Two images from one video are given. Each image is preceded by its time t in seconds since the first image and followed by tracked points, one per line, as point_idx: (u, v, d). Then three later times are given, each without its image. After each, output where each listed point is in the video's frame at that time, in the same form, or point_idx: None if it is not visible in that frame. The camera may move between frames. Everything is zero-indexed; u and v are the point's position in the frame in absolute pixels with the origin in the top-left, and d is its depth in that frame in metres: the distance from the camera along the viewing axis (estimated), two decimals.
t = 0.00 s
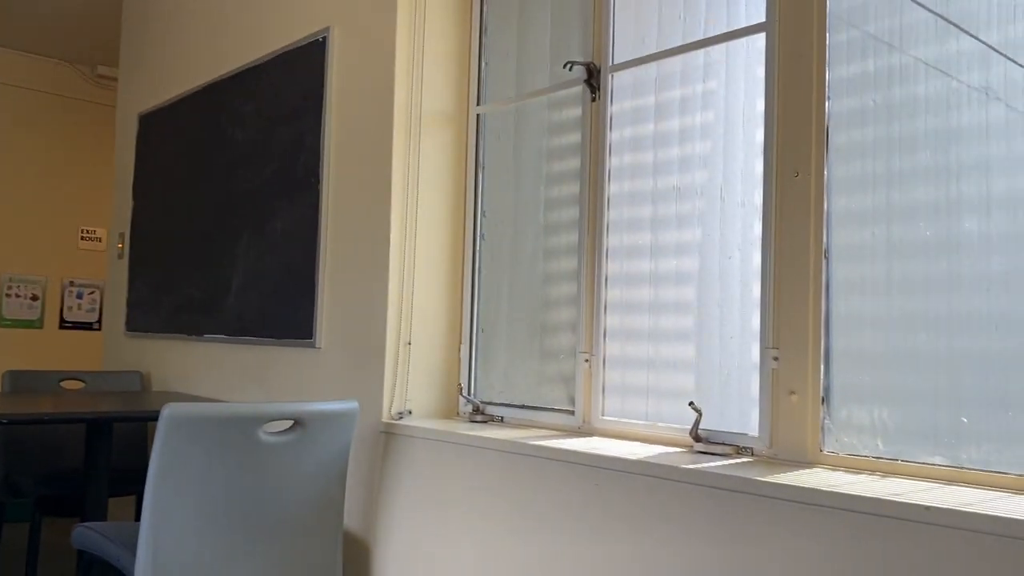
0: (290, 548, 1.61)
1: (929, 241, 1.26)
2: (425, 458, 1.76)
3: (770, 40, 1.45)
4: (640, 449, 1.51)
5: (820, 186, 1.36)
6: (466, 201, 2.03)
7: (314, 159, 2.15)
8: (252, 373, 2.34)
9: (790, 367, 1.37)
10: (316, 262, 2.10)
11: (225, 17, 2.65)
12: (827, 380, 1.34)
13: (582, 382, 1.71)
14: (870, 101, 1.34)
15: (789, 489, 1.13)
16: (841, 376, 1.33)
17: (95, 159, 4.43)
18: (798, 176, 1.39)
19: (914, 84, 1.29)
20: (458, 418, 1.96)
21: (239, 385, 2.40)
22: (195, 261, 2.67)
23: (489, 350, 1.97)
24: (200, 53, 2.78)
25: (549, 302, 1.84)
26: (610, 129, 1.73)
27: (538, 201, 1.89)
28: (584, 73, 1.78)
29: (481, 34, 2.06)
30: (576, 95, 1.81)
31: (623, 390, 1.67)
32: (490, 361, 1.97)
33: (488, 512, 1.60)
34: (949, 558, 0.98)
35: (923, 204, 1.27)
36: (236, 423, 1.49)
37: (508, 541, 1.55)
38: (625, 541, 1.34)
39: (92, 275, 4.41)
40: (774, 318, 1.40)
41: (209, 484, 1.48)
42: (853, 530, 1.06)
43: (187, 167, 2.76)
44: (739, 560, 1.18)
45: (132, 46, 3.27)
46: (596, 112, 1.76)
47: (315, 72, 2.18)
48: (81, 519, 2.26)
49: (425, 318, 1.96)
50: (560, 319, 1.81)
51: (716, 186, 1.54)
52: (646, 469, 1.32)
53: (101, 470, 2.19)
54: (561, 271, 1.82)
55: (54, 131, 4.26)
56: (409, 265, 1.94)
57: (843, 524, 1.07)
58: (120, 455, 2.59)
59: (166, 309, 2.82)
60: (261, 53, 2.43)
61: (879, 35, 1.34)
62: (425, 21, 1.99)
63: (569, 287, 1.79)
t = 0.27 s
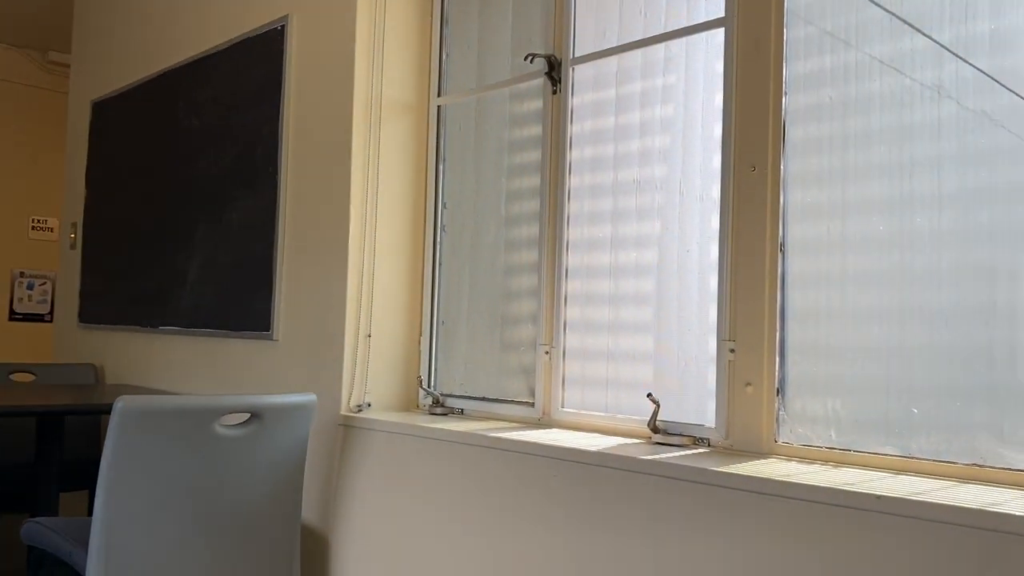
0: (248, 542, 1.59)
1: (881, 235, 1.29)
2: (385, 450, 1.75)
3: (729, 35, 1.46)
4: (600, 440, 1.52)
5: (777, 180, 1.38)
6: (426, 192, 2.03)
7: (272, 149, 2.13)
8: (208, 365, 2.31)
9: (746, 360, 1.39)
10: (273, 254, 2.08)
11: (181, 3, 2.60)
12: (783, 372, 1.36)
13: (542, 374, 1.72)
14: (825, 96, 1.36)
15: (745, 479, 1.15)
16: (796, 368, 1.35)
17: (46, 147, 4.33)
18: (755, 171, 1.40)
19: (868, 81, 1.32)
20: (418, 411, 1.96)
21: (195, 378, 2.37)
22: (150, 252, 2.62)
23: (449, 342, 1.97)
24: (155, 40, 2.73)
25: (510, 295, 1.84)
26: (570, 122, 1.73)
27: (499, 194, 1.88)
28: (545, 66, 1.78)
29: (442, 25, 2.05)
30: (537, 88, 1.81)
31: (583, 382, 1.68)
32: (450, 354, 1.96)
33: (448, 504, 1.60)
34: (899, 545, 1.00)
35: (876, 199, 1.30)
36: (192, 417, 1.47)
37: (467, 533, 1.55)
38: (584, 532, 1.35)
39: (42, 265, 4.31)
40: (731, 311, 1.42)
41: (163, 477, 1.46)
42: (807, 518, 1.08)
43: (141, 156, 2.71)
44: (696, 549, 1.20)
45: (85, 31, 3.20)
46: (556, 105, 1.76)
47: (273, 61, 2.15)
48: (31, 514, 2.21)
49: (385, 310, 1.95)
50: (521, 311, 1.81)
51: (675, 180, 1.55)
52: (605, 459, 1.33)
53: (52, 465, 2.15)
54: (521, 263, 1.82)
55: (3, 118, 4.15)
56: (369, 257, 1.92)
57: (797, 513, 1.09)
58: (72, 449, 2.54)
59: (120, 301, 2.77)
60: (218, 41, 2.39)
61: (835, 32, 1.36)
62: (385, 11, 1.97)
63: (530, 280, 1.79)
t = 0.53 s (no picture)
0: (205, 539, 1.57)
1: (839, 229, 1.30)
2: (346, 444, 1.74)
3: (691, 30, 1.46)
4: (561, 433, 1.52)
5: (738, 175, 1.39)
6: (389, 185, 2.01)
7: (231, 139, 2.10)
8: (166, 359, 2.27)
9: (706, 353, 1.40)
10: (233, 246, 2.05)
11: None
12: (742, 364, 1.38)
13: (505, 367, 1.72)
14: (786, 91, 1.37)
15: (705, 471, 1.16)
16: (755, 360, 1.36)
17: None
18: (716, 165, 1.41)
19: (827, 76, 1.33)
20: (380, 405, 1.95)
21: (151, 372, 2.33)
22: (106, 244, 2.57)
23: (412, 336, 1.96)
24: (111, 27, 2.67)
25: (473, 288, 1.83)
26: (534, 114, 1.73)
27: (462, 187, 1.88)
28: (509, 59, 1.78)
29: (405, 16, 2.03)
30: (501, 81, 1.81)
31: (545, 375, 1.68)
32: (413, 347, 1.95)
33: (409, 498, 1.59)
34: (856, 535, 1.01)
35: (835, 194, 1.31)
36: (148, 411, 1.45)
37: (429, 527, 1.54)
38: (545, 525, 1.35)
39: None
40: (692, 304, 1.42)
41: (118, 473, 1.43)
42: (766, 510, 1.09)
43: (97, 145, 2.66)
44: (656, 541, 1.20)
45: (38, 17, 3.12)
46: (520, 98, 1.75)
47: (232, 50, 2.11)
48: None
49: (346, 303, 1.93)
50: (484, 304, 1.80)
51: (637, 173, 1.55)
52: (567, 452, 1.33)
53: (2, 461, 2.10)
54: (484, 257, 1.81)
55: None
56: (329, 250, 1.90)
57: (756, 504, 1.10)
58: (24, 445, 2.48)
59: (75, 293, 2.71)
60: (176, 29, 2.35)
61: (794, 27, 1.37)
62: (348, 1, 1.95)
63: (493, 273, 1.79)
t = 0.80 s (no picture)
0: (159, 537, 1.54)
1: (798, 223, 1.31)
2: (304, 439, 1.71)
3: (652, 23, 1.46)
4: (523, 426, 1.51)
5: (698, 169, 1.39)
6: (349, 177, 1.99)
7: (187, 129, 2.05)
8: (119, 353, 2.22)
9: (667, 346, 1.40)
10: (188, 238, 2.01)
11: None
12: (703, 357, 1.38)
13: (466, 361, 1.71)
14: (746, 86, 1.38)
15: (665, 463, 1.16)
16: (715, 353, 1.37)
17: None
18: (677, 159, 1.41)
19: (787, 72, 1.34)
20: (340, 399, 1.93)
21: (104, 366, 2.27)
22: (58, 235, 2.51)
23: (372, 330, 1.94)
24: (63, 13, 2.60)
25: (434, 281, 1.82)
26: (496, 107, 1.72)
27: (423, 179, 1.86)
28: (470, 50, 1.76)
29: (365, 5, 2.01)
30: (462, 72, 1.79)
31: (507, 369, 1.67)
32: (373, 341, 1.94)
33: (369, 493, 1.57)
34: (814, 526, 1.02)
35: (794, 188, 1.32)
36: (100, 407, 1.41)
37: (389, 522, 1.53)
38: (506, 519, 1.34)
39: None
40: (653, 297, 1.42)
41: (69, 471, 1.39)
42: (726, 501, 1.09)
43: (49, 135, 2.59)
44: (617, 534, 1.20)
45: None
46: (481, 90, 1.74)
47: (187, 38, 2.07)
48: None
49: (305, 296, 1.91)
50: (445, 298, 1.79)
51: (600, 166, 1.55)
52: (529, 446, 1.33)
53: None
54: (446, 250, 1.80)
55: None
56: (287, 242, 1.87)
57: (716, 496, 1.10)
58: None
59: (26, 286, 2.65)
60: (130, 16, 2.29)
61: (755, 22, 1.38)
62: None
63: (455, 267, 1.77)
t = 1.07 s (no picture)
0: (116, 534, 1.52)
1: (757, 218, 1.33)
2: (264, 433, 1.70)
3: (614, 17, 1.47)
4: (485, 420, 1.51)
5: (659, 164, 1.40)
6: (309, 169, 1.97)
7: (144, 120, 2.02)
8: (73, 348, 2.18)
9: (628, 339, 1.41)
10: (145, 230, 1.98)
11: None
12: (663, 350, 1.39)
13: (428, 355, 1.71)
14: (707, 83, 1.39)
15: (626, 456, 1.16)
16: (676, 347, 1.38)
17: None
18: (638, 154, 1.42)
19: (746, 68, 1.35)
20: (301, 394, 1.91)
21: (57, 361, 2.23)
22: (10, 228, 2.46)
23: (333, 323, 1.93)
24: None
25: (396, 275, 1.81)
26: (459, 100, 1.71)
27: (385, 172, 1.85)
28: (432, 42, 1.75)
29: None
30: (424, 65, 1.79)
31: (469, 363, 1.67)
32: (334, 335, 1.93)
33: (330, 489, 1.56)
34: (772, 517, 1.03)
35: (753, 183, 1.34)
36: (53, 402, 1.38)
37: (351, 517, 1.52)
38: (469, 513, 1.34)
39: None
40: (615, 290, 1.43)
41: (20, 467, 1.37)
42: (686, 494, 1.10)
43: None
44: (577, 526, 1.21)
45: None
46: (444, 82, 1.73)
47: (143, 26, 2.03)
48: None
49: (265, 290, 1.89)
50: (407, 291, 1.78)
51: (562, 160, 1.55)
52: (491, 440, 1.33)
53: None
54: (408, 244, 1.79)
55: None
56: (247, 234, 1.85)
57: (676, 489, 1.11)
58: None
59: None
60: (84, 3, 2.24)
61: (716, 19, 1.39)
62: None
63: (417, 261, 1.77)
